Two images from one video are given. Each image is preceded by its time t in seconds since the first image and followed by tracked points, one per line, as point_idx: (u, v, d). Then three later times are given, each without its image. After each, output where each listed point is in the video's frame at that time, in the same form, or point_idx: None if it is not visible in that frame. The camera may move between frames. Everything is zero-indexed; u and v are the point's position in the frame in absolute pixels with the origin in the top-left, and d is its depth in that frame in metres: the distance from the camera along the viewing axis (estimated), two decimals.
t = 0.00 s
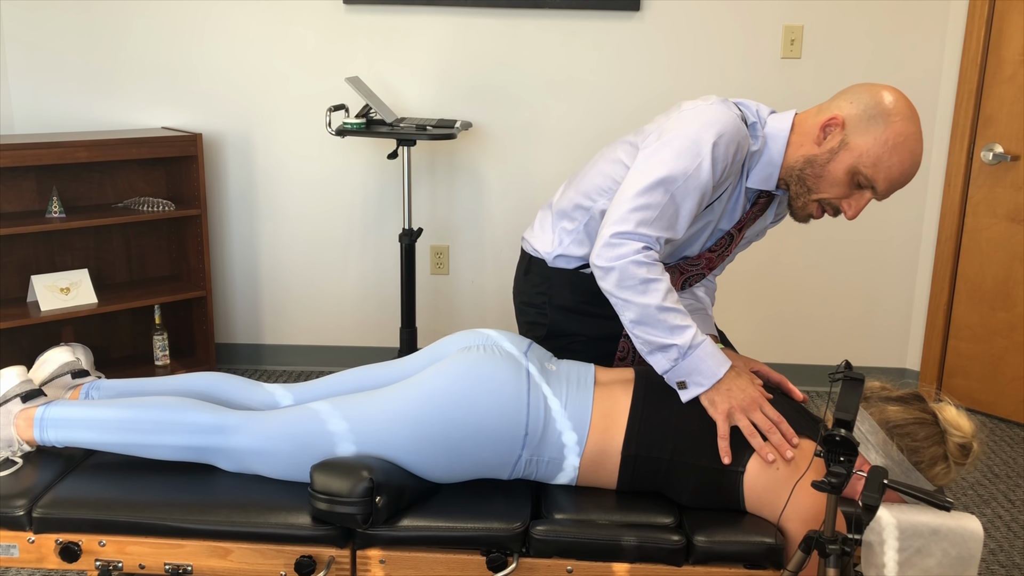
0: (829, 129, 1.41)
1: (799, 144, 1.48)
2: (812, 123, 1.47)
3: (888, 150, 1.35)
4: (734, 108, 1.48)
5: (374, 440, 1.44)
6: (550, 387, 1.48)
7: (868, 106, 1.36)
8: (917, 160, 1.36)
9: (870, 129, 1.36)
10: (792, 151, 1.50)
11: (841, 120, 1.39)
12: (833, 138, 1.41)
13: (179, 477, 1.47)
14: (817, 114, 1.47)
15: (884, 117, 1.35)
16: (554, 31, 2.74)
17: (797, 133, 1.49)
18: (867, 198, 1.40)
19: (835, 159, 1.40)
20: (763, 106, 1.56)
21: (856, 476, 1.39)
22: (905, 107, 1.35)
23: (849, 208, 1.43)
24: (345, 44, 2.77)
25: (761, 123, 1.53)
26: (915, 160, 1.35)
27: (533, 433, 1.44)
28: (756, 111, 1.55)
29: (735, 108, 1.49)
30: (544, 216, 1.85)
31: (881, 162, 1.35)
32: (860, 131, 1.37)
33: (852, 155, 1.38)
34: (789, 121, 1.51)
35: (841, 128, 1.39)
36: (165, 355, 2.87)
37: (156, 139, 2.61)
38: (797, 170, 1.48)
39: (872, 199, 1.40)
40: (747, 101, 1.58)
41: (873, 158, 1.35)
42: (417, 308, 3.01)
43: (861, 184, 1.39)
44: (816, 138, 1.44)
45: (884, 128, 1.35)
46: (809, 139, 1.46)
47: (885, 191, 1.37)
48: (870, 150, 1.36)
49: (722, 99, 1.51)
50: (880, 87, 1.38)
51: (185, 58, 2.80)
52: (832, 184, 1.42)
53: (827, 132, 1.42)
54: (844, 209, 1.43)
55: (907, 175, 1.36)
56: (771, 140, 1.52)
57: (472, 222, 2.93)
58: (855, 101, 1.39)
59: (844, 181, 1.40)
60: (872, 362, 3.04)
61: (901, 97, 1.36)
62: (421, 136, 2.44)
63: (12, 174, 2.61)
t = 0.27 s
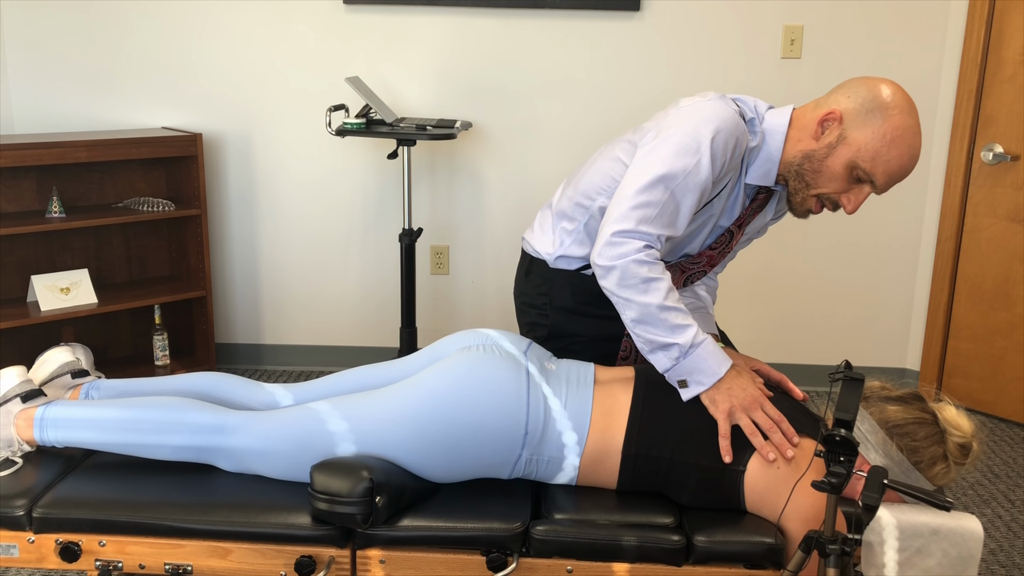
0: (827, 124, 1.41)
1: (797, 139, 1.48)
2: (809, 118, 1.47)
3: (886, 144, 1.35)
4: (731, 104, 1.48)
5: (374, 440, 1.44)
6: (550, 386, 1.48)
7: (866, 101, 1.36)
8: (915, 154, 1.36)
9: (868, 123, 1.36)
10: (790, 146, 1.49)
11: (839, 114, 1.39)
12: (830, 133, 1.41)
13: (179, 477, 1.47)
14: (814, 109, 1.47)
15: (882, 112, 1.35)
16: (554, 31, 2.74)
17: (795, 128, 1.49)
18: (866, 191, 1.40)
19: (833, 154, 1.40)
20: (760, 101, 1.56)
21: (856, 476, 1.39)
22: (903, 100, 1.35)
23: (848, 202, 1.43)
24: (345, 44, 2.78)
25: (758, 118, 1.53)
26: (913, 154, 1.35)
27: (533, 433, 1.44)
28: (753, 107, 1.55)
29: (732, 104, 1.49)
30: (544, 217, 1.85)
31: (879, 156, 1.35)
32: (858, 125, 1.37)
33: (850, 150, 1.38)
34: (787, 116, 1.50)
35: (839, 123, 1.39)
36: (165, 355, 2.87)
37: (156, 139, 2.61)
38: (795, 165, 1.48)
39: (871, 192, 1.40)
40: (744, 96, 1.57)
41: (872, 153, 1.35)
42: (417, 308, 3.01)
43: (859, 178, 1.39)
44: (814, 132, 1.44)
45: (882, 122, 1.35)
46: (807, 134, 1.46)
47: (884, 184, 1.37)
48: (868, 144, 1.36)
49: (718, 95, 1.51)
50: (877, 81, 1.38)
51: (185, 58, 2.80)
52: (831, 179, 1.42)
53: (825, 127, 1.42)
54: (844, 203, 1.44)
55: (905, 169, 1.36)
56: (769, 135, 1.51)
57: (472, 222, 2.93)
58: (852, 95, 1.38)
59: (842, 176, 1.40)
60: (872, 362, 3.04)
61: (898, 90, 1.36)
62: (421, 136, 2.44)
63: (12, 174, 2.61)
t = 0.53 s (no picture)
0: (825, 122, 1.41)
1: (796, 137, 1.48)
2: (808, 116, 1.47)
3: (885, 142, 1.34)
4: (729, 102, 1.48)
5: (374, 441, 1.44)
6: (550, 386, 1.48)
7: (865, 99, 1.36)
8: (914, 152, 1.36)
9: (867, 121, 1.36)
10: (788, 145, 1.49)
11: (838, 112, 1.39)
12: (829, 130, 1.41)
13: (179, 477, 1.47)
14: (813, 107, 1.47)
15: (881, 110, 1.35)
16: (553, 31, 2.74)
17: (793, 126, 1.49)
18: (865, 189, 1.40)
19: (832, 152, 1.40)
20: (759, 100, 1.56)
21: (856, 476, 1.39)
22: (902, 98, 1.35)
23: (847, 200, 1.43)
24: (345, 44, 2.78)
25: (757, 117, 1.53)
26: (912, 152, 1.35)
27: (533, 433, 1.44)
28: (752, 106, 1.55)
29: (730, 103, 1.49)
30: (544, 218, 1.85)
31: (878, 154, 1.35)
32: (856, 123, 1.37)
33: (848, 148, 1.37)
34: (785, 114, 1.50)
35: (837, 121, 1.39)
36: (165, 355, 2.87)
37: (156, 139, 2.61)
38: (794, 164, 1.48)
39: (869, 190, 1.40)
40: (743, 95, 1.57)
41: (871, 151, 1.35)
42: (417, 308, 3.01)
43: (858, 176, 1.39)
44: (813, 131, 1.44)
45: (880, 120, 1.35)
46: (806, 132, 1.46)
47: (883, 182, 1.37)
48: (866, 142, 1.35)
49: (716, 94, 1.50)
50: (876, 79, 1.38)
51: (185, 58, 2.80)
52: (830, 177, 1.42)
53: (823, 125, 1.42)
54: (842, 201, 1.43)
55: (904, 166, 1.36)
56: (769, 133, 1.51)
57: (472, 222, 2.93)
58: (851, 94, 1.38)
59: (841, 174, 1.40)
60: (872, 362, 3.04)
61: (897, 88, 1.35)
62: (421, 136, 2.44)
63: (12, 174, 2.61)
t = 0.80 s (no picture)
0: (825, 121, 1.41)
1: (794, 137, 1.48)
2: (807, 116, 1.47)
3: (884, 142, 1.34)
4: (729, 102, 1.48)
5: (374, 441, 1.44)
6: (550, 387, 1.48)
7: (864, 99, 1.36)
8: (914, 151, 1.36)
9: (866, 121, 1.36)
10: (787, 144, 1.49)
11: (837, 112, 1.39)
12: (829, 130, 1.41)
13: (179, 477, 1.47)
14: (812, 106, 1.47)
15: (880, 110, 1.35)
16: (553, 30, 2.74)
17: (792, 126, 1.49)
18: (864, 189, 1.40)
19: (832, 151, 1.40)
20: (759, 100, 1.56)
21: (856, 476, 1.39)
22: (901, 98, 1.35)
23: (846, 200, 1.42)
24: (345, 44, 2.78)
25: (756, 117, 1.53)
26: (912, 151, 1.35)
27: (533, 433, 1.44)
28: (751, 106, 1.55)
29: (730, 103, 1.49)
30: (543, 219, 1.84)
31: (877, 154, 1.35)
32: (856, 123, 1.37)
33: (848, 147, 1.37)
34: (784, 114, 1.50)
35: (837, 121, 1.39)
36: (165, 355, 2.87)
37: (156, 139, 2.61)
38: (793, 163, 1.48)
39: (869, 190, 1.40)
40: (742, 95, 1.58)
41: (870, 150, 1.35)
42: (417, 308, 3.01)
43: (857, 176, 1.39)
44: (812, 130, 1.43)
45: (880, 120, 1.35)
46: (805, 132, 1.46)
47: (882, 182, 1.37)
48: (866, 142, 1.35)
49: (716, 94, 1.50)
50: (876, 79, 1.38)
51: (185, 58, 2.80)
52: (829, 177, 1.42)
53: (822, 125, 1.42)
54: (841, 201, 1.43)
55: (903, 166, 1.35)
56: (768, 132, 1.51)
57: (472, 222, 2.93)
58: (850, 94, 1.38)
59: (840, 173, 1.40)
60: (872, 362, 3.04)
61: (896, 88, 1.35)
62: (421, 135, 2.44)
63: (12, 174, 2.61)
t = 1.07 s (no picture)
0: (820, 91, 1.37)
1: (791, 109, 1.45)
2: (803, 86, 1.43)
3: (881, 109, 1.30)
4: (722, 81, 1.46)
5: (373, 442, 1.44)
6: (550, 386, 1.48)
7: (859, 66, 1.32)
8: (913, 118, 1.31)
9: (861, 88, 1.32)
10: (784, 116, 1.46)
11: (832, 81, 1.35)
12: (824, 100, 1.37)
13: (179, 477, 1.47)
14: (808, 77, 1.43)
15: (876, 76, 1.31)
16: (554, 30, 2.74)
17: (788, 98, 1.46)
18: (863, 158, 1.36)
19: (829, 121, 1.36)
20: (754, 75, 1.52)
21: (856, 475, 1.39)
22: (898, 64, 1.31)
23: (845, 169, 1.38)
24: (345, 44, 2.78)
25: (752, 93, 1.49)
26: (910, 118, 1.30)
27: (533, 433, 1.44)
28: (747, 82, 1.52)
29: (724, 81, 1.46)
30: (545, 214, 1.84)
31: (875, 122, 1.31)
32: (852, 91, 1.33)
33: (844, 116, 1.34)
34: (780, 87, 1.47)
35: (832, 90, 1.35)
36: (165, 355, 2.87)
37: (156, 139, 2.61)
38: (790, 135, 1.45)
39: (868, 159, 1.36)
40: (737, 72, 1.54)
41: (867, 118, 1.31)
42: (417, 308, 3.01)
43: (856, 145, 1.35)
44: (808, 101, 1.40)
45: (876, 87, 1.30)
46: (801, 103, 1.42)
47: (881, 150, 1.33)
48: (862, 110, 1.31)
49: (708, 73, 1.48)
50: (872, 46, 1.34)
51: (184, 58, 2.80)
52: (827, 147, 1.38)
53: (818, 95, 1.38)
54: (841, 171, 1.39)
55: (902, 133, 1.31)
56: (764, 108, 1.48)
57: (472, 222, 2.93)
58: (845, 62, 1.34)
59: (839, 143, 1.36)
60: (872, 362, 3.04)
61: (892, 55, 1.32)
62: (421, 136, 2.44)
63: (12, 175, 2.61)
